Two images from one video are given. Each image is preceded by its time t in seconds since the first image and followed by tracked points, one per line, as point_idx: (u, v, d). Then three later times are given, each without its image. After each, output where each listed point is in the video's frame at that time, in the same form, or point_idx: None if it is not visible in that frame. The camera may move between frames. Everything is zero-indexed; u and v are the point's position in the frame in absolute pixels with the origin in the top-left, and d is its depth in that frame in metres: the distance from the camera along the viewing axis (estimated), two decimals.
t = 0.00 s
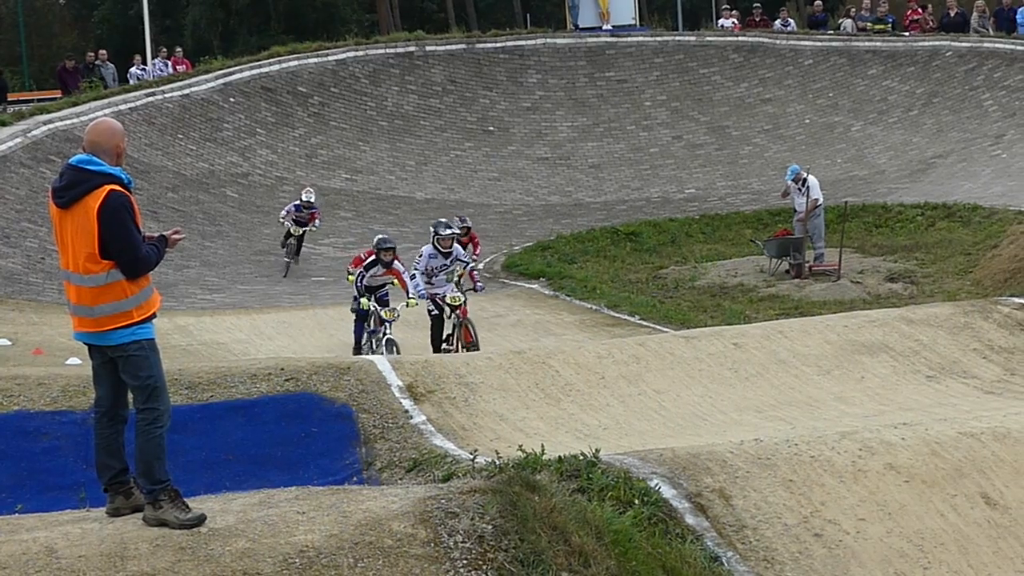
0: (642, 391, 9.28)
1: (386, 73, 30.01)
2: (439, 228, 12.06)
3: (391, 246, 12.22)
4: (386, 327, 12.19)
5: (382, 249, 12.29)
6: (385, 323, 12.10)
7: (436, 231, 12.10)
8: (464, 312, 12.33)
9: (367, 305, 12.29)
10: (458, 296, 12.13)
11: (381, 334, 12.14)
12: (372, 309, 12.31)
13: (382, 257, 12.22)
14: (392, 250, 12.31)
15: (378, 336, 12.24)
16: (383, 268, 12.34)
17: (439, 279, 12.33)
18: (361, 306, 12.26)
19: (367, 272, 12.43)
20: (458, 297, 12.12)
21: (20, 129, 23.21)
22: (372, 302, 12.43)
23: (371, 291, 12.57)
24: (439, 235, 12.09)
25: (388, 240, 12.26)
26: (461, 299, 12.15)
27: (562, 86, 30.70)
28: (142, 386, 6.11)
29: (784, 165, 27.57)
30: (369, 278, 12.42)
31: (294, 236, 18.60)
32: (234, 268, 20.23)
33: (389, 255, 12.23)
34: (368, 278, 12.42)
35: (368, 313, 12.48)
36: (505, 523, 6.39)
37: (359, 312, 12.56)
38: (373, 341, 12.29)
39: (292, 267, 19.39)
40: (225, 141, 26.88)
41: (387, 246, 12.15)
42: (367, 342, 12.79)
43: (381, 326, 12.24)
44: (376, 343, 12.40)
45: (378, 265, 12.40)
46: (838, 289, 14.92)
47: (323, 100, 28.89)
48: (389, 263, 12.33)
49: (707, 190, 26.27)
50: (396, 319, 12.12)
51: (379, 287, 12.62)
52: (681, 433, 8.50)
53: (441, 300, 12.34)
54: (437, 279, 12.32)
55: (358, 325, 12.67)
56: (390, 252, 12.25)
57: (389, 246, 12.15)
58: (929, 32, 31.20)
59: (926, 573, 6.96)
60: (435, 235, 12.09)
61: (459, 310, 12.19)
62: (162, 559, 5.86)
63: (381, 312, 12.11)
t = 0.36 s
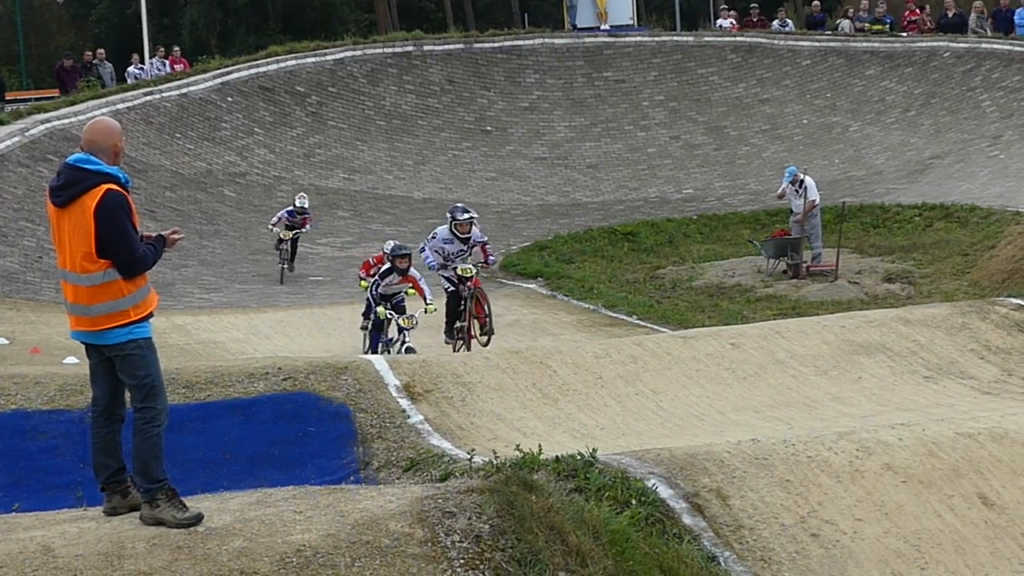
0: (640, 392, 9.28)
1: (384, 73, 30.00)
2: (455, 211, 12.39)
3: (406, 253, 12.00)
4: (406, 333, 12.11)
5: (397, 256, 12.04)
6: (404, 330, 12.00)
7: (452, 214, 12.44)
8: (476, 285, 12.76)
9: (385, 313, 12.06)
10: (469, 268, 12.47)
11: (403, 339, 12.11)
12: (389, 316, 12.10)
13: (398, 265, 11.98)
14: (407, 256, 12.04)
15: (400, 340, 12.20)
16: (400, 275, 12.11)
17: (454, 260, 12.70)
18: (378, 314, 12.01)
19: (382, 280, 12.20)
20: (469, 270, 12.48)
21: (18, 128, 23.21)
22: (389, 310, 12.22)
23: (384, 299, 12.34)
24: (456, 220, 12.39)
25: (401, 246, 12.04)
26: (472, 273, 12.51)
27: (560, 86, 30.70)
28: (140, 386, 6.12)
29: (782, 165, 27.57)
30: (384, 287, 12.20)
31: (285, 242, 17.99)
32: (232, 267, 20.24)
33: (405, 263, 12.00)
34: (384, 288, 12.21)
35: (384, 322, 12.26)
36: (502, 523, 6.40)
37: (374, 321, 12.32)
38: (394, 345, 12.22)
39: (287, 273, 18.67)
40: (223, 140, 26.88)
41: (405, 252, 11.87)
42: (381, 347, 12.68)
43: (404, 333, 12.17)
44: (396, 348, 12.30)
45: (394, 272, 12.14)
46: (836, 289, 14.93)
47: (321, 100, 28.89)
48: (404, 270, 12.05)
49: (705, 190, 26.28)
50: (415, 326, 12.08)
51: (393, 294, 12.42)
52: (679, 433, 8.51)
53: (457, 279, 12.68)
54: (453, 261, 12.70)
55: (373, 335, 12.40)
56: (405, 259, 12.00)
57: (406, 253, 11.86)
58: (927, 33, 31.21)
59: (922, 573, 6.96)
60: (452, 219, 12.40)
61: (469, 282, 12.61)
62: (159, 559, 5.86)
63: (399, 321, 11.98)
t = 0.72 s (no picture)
0: (635, 391, 9.29)
1: (379, 72, 29.96)
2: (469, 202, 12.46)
3: (418, 257, 12.04)
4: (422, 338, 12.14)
5: (409, 261, 12.08)
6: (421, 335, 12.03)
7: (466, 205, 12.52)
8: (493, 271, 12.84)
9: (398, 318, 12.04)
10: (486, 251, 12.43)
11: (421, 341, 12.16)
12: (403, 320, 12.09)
13: (410, 269, 12.02)
14: (420, 260, 12.11)
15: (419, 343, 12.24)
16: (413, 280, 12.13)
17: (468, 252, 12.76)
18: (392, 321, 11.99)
19: (395, 287, 12.18)
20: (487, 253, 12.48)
21: (12, 127, 23.18)
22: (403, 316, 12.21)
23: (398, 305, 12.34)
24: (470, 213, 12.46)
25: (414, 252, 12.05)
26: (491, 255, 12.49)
27: (554, 85, 30.67)
28: (134, 385, 6.12)
29: (776, 165, 27.59)
30: (397, 294, 12.16)
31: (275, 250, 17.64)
32: (227, 267, 20.22)
33: (417, 267, 12.04)
34: (396, 295, 12.16)
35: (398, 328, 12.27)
36: (497, 521, 6.41)
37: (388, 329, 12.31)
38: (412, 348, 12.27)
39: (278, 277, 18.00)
40: (218, 139, 26.86)
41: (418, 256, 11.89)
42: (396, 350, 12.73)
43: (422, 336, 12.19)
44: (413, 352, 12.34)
45: (407, 278, 12.12)
46: (831, 288, 14.94)
47: (315, 99, 28.85)
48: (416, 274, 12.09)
49: (699, 190, 26.30)
50: (431, 330, 12.13)
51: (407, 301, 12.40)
52: (673, 432, 8.51)
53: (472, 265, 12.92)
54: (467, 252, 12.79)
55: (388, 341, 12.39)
56: (417, 262, 12.07)
57: (417, 256, 11.97)
58: (921, 32, 31.21)
59: (916, 572, 6.97)
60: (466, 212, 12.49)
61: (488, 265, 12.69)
62: (154, 558, 5.85)
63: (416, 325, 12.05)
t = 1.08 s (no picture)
0: (631, 390, 9.29)
1: (375, 71, 29.92)
2: (485, 196, 11.56)
3: (432, 251, 11.75)
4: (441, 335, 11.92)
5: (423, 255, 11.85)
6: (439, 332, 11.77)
7: (483, 200, 11.58)
8: (512, 277, 11.28)
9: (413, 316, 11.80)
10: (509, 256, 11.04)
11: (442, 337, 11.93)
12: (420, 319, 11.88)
13: (424, 264, 11.74)
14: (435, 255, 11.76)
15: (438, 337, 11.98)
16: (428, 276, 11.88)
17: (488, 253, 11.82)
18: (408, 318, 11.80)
19: (410, 284, 12.00)
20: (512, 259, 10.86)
21: (7, 127, 23.18)
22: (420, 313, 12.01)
23: (414, 303, 12.15)
24: (487, 208, 11.54)
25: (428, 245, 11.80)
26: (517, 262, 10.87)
27: (550, 84, 30.65)
28: (129, 384, 6.11)
29: (772, 164, 27.58)
30: (414, 291, 11.99)
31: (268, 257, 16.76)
32: (223, 266, 20.22)
33: (431, 261, 11.73)
34: (413, 292, 11.99)
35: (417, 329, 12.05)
36: (493, 521, 6.41)
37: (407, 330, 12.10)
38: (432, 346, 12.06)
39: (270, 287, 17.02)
40: (214, 139, 26.84)
41: (430, 250, 11.64)
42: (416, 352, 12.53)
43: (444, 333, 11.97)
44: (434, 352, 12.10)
45: (422, 273, 11.91)
46: (827, 288, 14.95)
47: (311, 99, 28.85)
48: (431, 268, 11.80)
49: (695, 189, 26.30)
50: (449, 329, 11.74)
51: (424, 300, 12.20)
52: (670, 432, 8.51)
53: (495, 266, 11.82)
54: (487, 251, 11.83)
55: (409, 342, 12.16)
56: (432, 258, 11.74)
57: (430, 250, 11.63)
58: (917, 32, 31.20)
59: (913, 572, 6.97)
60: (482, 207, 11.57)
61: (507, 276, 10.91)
62: (150, 558, 5.85)
63: (434, 324, 11.73)
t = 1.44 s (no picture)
0: (620, 388, 9.31)
1: (364, 69, 29.85)
2: (498, 195, 11.32)
3: (442, 235, 11.47)
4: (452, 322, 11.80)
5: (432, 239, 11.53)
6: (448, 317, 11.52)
7: (496, 200, 11.37)
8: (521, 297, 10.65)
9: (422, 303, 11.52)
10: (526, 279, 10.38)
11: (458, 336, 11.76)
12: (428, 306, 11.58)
13: (432, 248, 11.45)
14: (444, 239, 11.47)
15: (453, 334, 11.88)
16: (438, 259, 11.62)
17: (502, 250, 11.74)
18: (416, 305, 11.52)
19: (419, 268, 11.72)
20: (528, 284, 10.39)
21: None
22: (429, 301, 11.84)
23: (423, 291, 11.91)
24: (499, 205, 11.30)
25: (438, 228, 11.52)
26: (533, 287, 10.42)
27: (540, 82, 30.63)
28: (116, 382, 6.11)
29: (761, 162, 27.59)
30: (421, 276, 11.71)
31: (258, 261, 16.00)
32: (213, 263, 20.22)
33: (440, 245, 11.46)
34: (421, 275, 11.70)
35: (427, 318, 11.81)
36: (480, 518, 6.42)
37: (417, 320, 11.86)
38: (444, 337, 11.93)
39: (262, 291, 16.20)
40: (203, 136, 26.82)
41: (440, 233, 11.39)
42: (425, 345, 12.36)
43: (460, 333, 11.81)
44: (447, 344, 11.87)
45: (430, 256, 11.64)
46: (816, 286, 14.98)
47: (301, 96, 28.83)
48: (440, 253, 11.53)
49: (685, 187, 26.33)
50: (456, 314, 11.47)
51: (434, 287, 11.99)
52: (658, 429, 8.51)
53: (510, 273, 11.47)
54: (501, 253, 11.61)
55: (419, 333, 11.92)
56: (441, 242, 11.44)
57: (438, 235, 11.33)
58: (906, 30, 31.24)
59: (900, 569, 6.97)
60: (495, 206, 11.32)
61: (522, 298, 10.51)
62: (138, 555, 5.85)
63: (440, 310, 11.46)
